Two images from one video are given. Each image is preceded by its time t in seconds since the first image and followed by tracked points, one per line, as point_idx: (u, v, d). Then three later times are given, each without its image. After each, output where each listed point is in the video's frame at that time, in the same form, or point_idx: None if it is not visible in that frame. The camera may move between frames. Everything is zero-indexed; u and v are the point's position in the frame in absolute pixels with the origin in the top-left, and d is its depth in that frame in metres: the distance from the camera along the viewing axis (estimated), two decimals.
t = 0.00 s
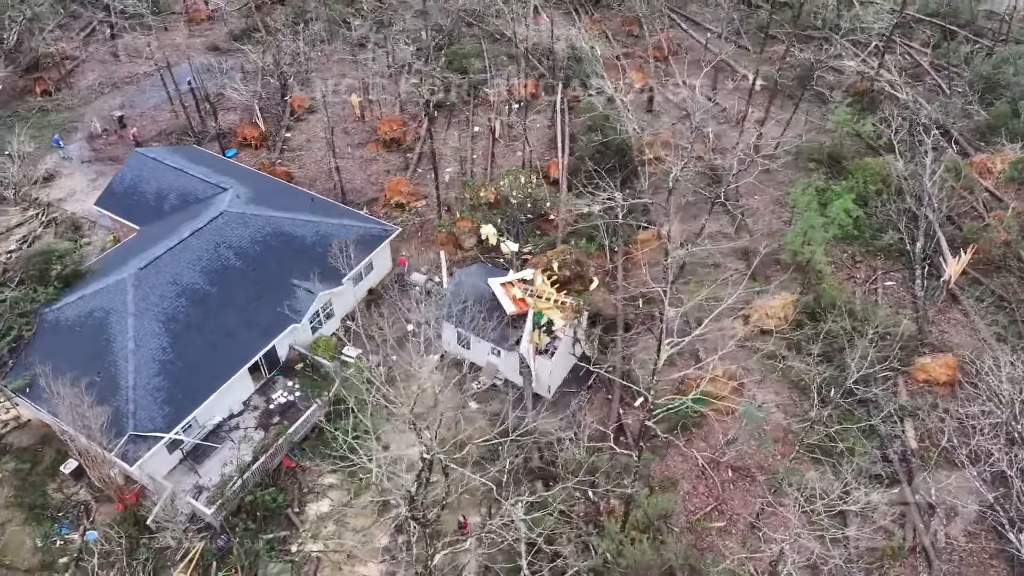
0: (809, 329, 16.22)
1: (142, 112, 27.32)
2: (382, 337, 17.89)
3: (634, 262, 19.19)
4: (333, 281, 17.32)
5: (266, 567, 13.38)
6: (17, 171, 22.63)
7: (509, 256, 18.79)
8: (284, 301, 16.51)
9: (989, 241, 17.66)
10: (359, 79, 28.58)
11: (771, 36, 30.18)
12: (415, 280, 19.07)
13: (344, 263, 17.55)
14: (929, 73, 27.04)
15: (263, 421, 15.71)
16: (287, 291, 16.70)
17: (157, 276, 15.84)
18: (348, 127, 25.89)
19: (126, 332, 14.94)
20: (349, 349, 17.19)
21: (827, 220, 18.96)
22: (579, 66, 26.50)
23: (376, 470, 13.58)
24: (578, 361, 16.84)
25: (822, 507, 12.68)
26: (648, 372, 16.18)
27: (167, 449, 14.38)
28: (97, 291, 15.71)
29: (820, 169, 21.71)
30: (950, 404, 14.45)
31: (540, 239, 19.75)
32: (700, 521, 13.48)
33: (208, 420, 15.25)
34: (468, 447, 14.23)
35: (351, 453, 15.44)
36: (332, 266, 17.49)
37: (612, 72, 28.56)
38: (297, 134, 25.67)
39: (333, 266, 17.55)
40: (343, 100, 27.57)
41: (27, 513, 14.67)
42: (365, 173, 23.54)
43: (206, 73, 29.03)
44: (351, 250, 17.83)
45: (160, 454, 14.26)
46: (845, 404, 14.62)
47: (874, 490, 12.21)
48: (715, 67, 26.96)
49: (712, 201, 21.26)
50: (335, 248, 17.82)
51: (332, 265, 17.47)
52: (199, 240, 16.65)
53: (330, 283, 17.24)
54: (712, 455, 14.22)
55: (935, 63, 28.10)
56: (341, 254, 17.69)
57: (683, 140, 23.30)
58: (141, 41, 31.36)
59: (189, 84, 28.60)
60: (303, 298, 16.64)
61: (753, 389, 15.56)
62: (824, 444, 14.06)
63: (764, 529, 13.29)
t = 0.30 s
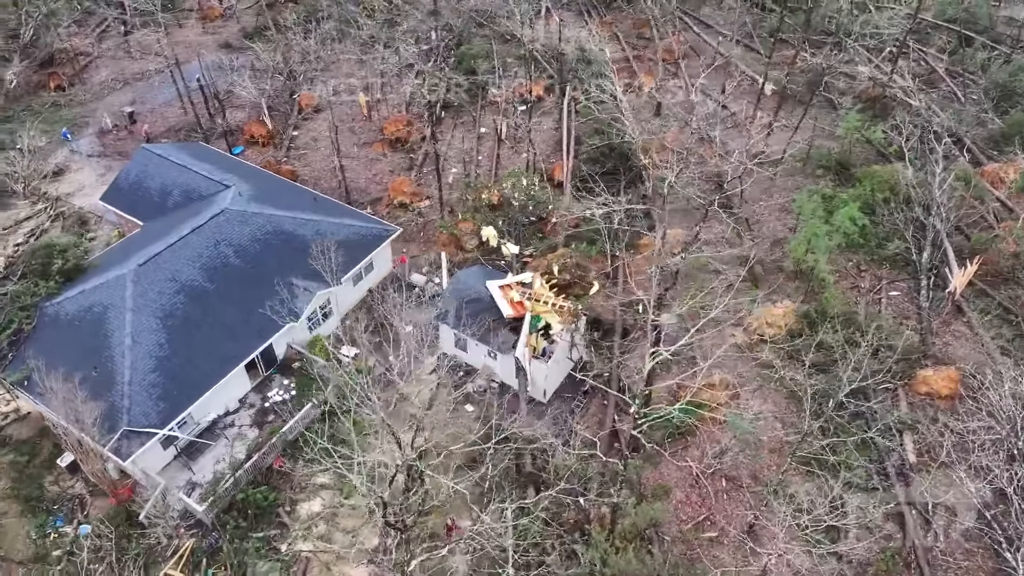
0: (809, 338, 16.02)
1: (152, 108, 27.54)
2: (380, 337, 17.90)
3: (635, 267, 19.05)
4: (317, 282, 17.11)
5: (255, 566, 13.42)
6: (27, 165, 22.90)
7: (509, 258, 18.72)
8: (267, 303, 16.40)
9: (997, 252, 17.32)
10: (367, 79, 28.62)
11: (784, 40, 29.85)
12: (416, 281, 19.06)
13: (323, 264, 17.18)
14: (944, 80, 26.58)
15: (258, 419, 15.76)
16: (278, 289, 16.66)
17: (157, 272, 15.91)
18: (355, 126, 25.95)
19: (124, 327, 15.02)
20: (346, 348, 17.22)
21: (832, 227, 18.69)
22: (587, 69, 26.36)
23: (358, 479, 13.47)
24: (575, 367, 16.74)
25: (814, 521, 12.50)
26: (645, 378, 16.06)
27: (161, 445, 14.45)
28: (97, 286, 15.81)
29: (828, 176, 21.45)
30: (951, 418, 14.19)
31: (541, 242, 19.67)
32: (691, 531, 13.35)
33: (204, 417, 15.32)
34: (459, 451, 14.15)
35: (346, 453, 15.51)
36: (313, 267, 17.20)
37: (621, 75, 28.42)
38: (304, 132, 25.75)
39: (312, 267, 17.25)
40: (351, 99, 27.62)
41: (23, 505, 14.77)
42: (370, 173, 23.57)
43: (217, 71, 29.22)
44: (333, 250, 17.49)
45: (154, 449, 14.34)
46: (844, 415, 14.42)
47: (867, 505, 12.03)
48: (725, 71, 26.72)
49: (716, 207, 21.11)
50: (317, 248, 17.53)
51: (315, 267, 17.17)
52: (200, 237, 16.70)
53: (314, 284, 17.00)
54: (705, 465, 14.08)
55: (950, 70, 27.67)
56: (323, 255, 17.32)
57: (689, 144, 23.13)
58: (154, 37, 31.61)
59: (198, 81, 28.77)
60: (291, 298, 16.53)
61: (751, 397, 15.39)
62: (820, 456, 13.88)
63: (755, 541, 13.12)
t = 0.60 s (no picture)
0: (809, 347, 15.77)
1: (163, 105, 27.73)
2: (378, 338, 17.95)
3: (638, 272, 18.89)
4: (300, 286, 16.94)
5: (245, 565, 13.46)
6: (37, 159, 23.16)
7: (509, 260, 18.64)
8: (250, 303, 16.24)
9: (1006, 264, 16.97)
10: (377, 78, 28.64)
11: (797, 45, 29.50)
12: (416, 283, 18.99)
13: (303, 267, 16.97)
14: (959, 88, 26.16)
15: (254, 417, 15.80)
16: (265, 289, 16.55)
17: (156, 269, 15.99)
18: (362, 125, 25.99)
19: (122, 323, 15.11)
20: (344, 348, 17.24)
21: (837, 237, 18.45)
22: (596, 72, 26.22)
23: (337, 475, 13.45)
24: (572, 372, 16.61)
25: (808, 535, 12.30)
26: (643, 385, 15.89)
27: (156, 441, 14.51)
28: (97, 281, 15.94)
29: (835, 185, 21.19)
30: (952, 432, 13.93)
31: (543, 245, 19.56)
32: (683, 541, 13.21)
33: (199, 414, 15.37)
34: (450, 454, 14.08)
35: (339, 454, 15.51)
36: (294, 270, 17.03)
37: (631, 78, 28.22)
38: (311, 131, 25.82)
39: (292, 270, 17.07)
40: (359, 98, 27.65)
41: (20, 497, 14.86)
42: (375, 172, 23.57)
43: (228, 69, 29.34)
44: (314, 253, 17.26)
45: (149, 445, 14.40)
46: (842, 427, 14.21)
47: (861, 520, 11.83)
48: (735, 75, 26.45)
49: (721, 213, 20.89)
50: (297, 250, 17.32)
51: (297, 271, 16.96)
52: (200, 234, 16.77)
53: (296, 285, 16.79)
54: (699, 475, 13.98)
55: (966, 77, 27.20)
56: (304, 257, 17.10)
57: (696, 149, 22.95)
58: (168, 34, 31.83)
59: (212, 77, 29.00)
60: (275, 298, 16.36)
61: (749, 407, 15.25)
62: (815, 468, 13.71)
63: (747, 553, 12.95)
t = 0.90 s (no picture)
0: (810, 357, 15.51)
1: (175, 100, 27.95)
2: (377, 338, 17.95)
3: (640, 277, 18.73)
4: (280, 286, 16.76)
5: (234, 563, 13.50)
6: (49, 153, 23.42)
7: (511, 263, 18.57)
8: (232, 302, 16.15)
9: (1015, 278, 16.62)
10: (388, 77, 28.64)
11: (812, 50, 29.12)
12: (416, 284, 18.92)
13: (282, 267, 16.73)
14: (976, 96, 25.68)
15: (250, 415, 15.86)
16: (250, 288, 16.47)
17: (157, 265, 16.07)
18: (371, 124, 26.00)
19: (121, 318, 15.22)
20: (342, 347, 17.25)
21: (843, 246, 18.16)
22: (606, 75, 26.06)
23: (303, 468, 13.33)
24: (569, 376, 16.49)
25: (800, 549, 12.12)
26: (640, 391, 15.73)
27: (151, 436, 14.61)
28: (98, 275, 16.05)
29: (844, 193, 20.91)
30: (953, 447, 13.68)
31: (545, 248, 19.46)
32: (673, 551, 13.08)
33: (196, 410, 15.45)
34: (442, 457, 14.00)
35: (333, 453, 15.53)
36: (274, 270, 16.82)
37: (642, 81, 27.99)
38: (320, 129, 25.89)
39: (272, 270, 16.88)
40: (369, 97, 27.66)
41: (18, 488, 14.97)
42: (380, 171, 23.57)
43: (240, 66, 29.48)
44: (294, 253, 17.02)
45: (144, 440, 14.50)
46: (839, 439, 14.04)
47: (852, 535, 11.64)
48: (747, 79, 26.17)
49: (727, 218, 20.66)
50: (279, 250, 17.11)
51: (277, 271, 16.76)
52: (202, 231, 16.83)
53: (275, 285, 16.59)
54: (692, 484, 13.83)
55: (984, 85, 26.69)
56: (285, 256, 16.86)
57: (703, 154, 22.76)
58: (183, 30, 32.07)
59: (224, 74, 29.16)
60: (258, 298, 16.24)
61: (746, 416, 15.05)
62: (811, 480, 13.53)
63: (738, 565, 12.79)
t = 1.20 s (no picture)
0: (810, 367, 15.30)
1: (187, 96, 28.17)
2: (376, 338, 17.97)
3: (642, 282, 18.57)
4: (263, 287, 16.59)
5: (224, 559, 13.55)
6: (61, 146, 23.68)
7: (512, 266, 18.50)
8: (216, 302, 16.03)
9: None
10: (398, 76, 28.63)
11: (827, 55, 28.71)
12: (416, 284, 18.83)
13: (262, 269, 16.51)
14: (993, 105, 25.17)
15: (246, 412, 15.93)
16: (234, 289, 16.34)
17: (158, 261, 16.15)
18: (379, 123, 26.03)
19: (121, 313, 15.32)
20: (341, 346, 17.24)
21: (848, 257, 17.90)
22: (616, 78, 25.88)
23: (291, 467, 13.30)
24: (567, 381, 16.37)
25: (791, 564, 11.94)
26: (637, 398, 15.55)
27: (148, 431, 14.71)
28: (100, 269, 16.17)
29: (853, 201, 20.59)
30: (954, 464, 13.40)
31: (547, 251, 19.35)
32: (663, 561, 12.94)
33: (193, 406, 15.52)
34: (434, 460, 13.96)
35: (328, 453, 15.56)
36: (255, 271, 16.63)
37: (653, 85, 27.75)
38: (329, 127, 25.95)
39: (254, 271, 16.69)
40: (379, 96, 27.67)
41: (16, 478, 15.10)
42: (387, 171, 23.57)
43: (253, 64, 29.62)
44: (276, 253, 16.78)
45: (140, 435, 14.60)
46: (836, 452, 13.82)
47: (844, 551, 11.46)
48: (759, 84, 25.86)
49: (733, 225, 20.42)
50: (260, 250, 16.88)
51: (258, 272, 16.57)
52: (204, 227, 16.88)
53: (254, 287, 16.39)
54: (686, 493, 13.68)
55: (1003, 94, 26.14)
56: (266, 258, 16.63)
57: (711, 159, 22.52)
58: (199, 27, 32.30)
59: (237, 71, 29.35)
60: (241, 299, 16.11)
61: (744, 426, 14.85)
62: (807, 493, 13.37)
63: None
